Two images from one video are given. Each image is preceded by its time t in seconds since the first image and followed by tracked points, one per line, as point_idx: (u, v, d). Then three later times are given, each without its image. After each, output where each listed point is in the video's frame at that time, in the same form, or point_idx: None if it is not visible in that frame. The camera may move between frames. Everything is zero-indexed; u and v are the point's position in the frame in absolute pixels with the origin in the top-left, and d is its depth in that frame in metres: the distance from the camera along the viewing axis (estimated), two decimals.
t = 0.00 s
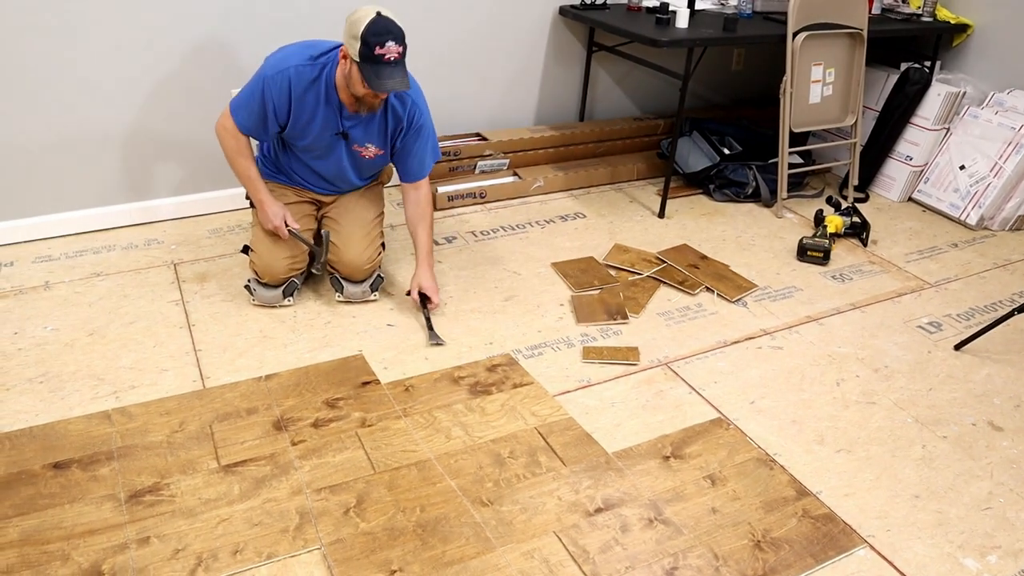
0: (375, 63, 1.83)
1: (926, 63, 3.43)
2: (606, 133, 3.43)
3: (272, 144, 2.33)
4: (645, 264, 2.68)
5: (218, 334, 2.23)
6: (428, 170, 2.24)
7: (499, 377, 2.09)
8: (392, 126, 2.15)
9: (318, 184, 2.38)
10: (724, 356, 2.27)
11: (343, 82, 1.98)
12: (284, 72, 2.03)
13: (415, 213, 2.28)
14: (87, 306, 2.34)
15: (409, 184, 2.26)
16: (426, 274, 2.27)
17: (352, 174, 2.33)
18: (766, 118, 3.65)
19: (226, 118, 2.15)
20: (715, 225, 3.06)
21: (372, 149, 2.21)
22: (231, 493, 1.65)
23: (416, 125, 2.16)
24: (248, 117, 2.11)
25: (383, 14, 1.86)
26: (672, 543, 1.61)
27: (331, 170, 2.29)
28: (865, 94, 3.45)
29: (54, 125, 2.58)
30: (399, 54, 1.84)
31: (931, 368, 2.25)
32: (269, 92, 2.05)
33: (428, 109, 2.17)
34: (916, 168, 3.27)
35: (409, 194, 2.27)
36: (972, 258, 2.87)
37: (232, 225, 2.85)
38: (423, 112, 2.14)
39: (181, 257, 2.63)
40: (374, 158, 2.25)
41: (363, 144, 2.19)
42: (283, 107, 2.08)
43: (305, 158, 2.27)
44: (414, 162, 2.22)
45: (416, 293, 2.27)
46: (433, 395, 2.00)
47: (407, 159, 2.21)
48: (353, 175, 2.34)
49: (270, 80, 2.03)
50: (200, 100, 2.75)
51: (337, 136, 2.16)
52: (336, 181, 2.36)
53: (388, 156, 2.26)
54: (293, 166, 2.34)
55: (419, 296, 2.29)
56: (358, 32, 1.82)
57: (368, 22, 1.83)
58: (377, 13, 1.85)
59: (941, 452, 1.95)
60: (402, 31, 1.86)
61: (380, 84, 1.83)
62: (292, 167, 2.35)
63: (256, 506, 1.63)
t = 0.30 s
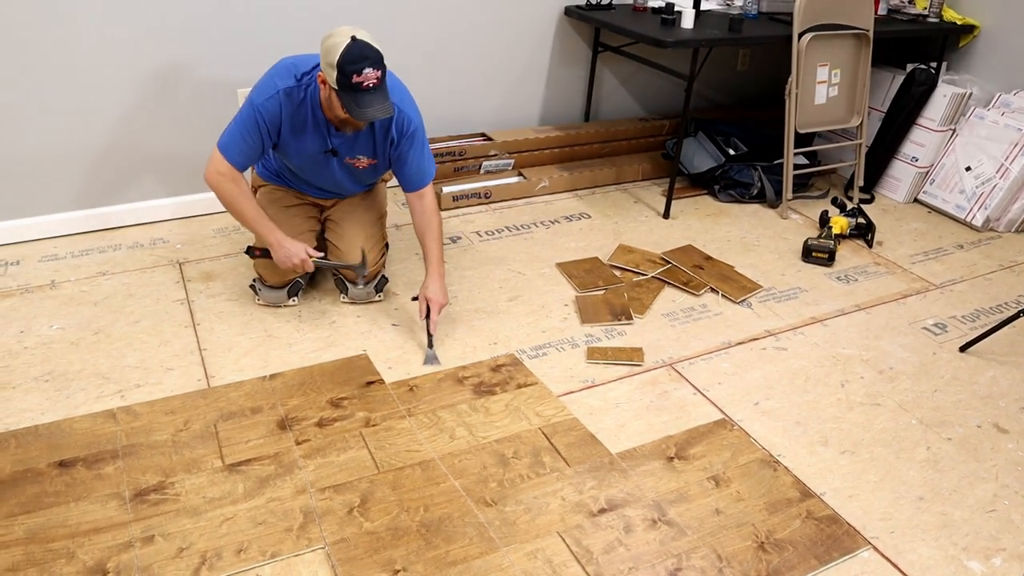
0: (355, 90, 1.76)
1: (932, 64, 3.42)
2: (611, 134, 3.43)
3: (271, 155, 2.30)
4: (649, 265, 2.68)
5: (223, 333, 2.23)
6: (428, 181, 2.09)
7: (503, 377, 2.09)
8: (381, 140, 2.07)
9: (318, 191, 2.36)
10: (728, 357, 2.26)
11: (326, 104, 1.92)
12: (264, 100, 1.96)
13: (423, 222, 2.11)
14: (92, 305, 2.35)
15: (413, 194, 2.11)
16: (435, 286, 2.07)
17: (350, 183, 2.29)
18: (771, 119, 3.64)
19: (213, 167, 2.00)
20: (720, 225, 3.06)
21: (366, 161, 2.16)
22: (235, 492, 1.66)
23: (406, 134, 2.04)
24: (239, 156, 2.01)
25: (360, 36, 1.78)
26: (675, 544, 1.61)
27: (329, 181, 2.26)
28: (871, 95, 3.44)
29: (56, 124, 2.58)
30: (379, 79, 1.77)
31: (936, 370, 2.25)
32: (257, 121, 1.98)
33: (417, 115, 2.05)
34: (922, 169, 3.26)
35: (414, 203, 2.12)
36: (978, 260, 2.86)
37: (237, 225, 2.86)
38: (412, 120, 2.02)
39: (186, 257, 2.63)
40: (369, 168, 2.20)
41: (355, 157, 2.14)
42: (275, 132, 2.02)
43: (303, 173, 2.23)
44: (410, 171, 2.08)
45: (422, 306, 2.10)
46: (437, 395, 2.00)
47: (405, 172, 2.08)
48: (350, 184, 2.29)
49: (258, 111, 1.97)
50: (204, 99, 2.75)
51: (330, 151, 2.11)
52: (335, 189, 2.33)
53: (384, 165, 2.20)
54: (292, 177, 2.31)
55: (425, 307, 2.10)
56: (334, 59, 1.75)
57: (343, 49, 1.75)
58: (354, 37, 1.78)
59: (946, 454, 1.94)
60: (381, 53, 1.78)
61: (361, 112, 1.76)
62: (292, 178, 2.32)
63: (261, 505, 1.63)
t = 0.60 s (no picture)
0: (359, 107, 1.75)
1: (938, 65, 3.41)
2: (616, 134, 3.42)
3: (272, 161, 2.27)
4: (654, 265, 2.68)
5: (228, 333, 2.24)
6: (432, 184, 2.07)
7: (507, 377, 2.09)
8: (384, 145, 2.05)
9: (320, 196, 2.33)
10: (733, 358, 2.26)
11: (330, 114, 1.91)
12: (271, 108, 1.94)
13: (421, 224, 2.06)
14: (97, 304, 2.35)
15: (412, 196, 2.06)
16: (434, 294, 2.04)
17: (353, 188, 2.27)
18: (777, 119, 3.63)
19: (245, 194, 1.97)
20: (725, 226, 3.05)
21: (369, 165, 2.14)
22: (239, 491, 1.66)
23: (408, 138, 2.01)
24: (263, 168, 1.97)
25: (364, 53, 1.78)
26: (679, 544, 1.61)
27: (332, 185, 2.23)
28: (877, 96, 3.43)
29: (59, 123, 2.59)
30: (383, 96, 1.76)
31: (941, 372, 2.24)
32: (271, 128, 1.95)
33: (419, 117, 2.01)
34: (928, 170, 3.25)
35: (413, 204, 2.06)
36: (984, 261, 2.85)
37: (242, 224, 2.86)
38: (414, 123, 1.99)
39: (191, 256, 2.64)
40: (372, 173, 2.18)
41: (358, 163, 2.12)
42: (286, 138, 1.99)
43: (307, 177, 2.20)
44: (410, 174, 2.04)
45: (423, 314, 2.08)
46: (441, 395, 2.00)
47: (406, 175, 2.04)
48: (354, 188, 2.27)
49: (273, 116, 1.94)
50: (209, 99, 2.76)
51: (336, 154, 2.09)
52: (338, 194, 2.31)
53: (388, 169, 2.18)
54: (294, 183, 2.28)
55: (424, 314, 2.08)
56: (339, 78, 1.75)
57: (349, 66, 1.74)
58: (358, 53, 1.77)
59: (950, 456, 1.94)
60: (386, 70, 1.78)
61: (365, 130, 1.76)
62: (293, 185, 2.27)
63: (265, 504, 1.64)
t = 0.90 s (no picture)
0: (374, 113, 1.77)
1: (943, 65, 3.40)
2: (620, 134, 3.42)
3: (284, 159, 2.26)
4: (657, 265, 2.67)
5: (231, 332, 2.24)
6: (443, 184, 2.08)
7: (510, 377, 2.09)
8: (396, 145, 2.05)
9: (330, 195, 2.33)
10: (735, 358, 2.26)
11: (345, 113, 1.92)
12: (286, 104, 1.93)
13: (427, 224, 2.08)
14: (101, 303, 2.36)
15: (422, 196, 2.07)
16: (437, 295, 2.05)
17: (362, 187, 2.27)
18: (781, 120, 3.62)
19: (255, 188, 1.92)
20: (728, 226, 3.05)
21: (379, 166, 2.14)
22: (241, 490, 1.66)
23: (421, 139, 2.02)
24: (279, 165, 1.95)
25: (382, 58, 1.78)
26: (681, 545, 1.61)
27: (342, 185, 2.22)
28: (881, 96, 3.42)
29: (63, 123, 2.59)
30: (398, 103, 1.77)
31: (944, 373, 2.24)
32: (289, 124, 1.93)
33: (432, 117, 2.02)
34: (931, 171, 3.25)
35: (422, 204, 2.07)
36: (988, 262, 2.85)
37: (245, 223, 2.87)
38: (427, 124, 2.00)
39: (195, 255, 2.64)
40: (383, 173, 2.18)
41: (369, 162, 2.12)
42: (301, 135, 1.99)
43: (316, 176, 2.19)
44: (419, 174, 2.04)
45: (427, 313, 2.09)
46: (444, 395, 2.00)
47: (416, 175, 2.05)
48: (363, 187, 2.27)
49: (291, 112, 1.92)
50: (213, 99, 2.76)
51: (348, 153, 2.09)
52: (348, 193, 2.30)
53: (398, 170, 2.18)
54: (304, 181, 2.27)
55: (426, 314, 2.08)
56: (356, 82, 1.76)
57: (367, 72, 1.75)
58: (376, 58, 1.77)
59: (953, 457, 1.93)
60: (402, 76, 1.78)
61: (380, 135, 1.78)
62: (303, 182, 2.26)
63: (267, 503, 1.64)
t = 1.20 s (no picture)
0: (376, 116, 1.76)
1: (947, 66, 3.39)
2: (623, 135, 3.42)
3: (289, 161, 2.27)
4: (659, 267, 2.67)
5: (234, 332, 2.24)
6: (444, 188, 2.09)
7: (512, 378, 2.09)
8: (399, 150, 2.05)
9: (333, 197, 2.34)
10: (737, 360, 2.25)
11: (348, 116, 1.92)
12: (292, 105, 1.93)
13: (431, 228, 2.08)
14: (104, 303, 2.36)
15: (426, 200, 2.07)
16: (441, 297, 2.05)
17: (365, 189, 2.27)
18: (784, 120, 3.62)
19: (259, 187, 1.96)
20: (731, 227, 3.05)
21: (383, 170, 2.14)
22: (243, 490, 1.67)
23: (424, 145, 2.02)
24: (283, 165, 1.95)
25: (386, 62, 1.78)
26: (682, 546, 1.61)
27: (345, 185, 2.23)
28: (884, 97, 3.41)
29: (66, 124, 2.60)
30: (401, 106, 1.77)
31: (947, 375, 2.23)
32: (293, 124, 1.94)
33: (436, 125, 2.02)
34: (935, 172, 3.24)
35: (426, 208, 2.08)
36: (991, 264, 2.84)
37: (248, 224, 2.87)
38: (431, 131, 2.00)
39: (198, 255, 2.65)
40: (386, 177, 2.18)
41: (372, 166, 2.12)
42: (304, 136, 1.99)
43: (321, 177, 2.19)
44: (421, 177, 2.05)
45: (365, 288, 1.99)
46: (446, 395, 2.00)
47: (419, 178, 2.05)
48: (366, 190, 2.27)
49: (296, 113, 1.93)
50: (216, 99, 2.76)
51: (353, 154, 2.09)
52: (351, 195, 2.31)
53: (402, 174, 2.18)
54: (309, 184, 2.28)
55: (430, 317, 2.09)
56: (358, 84, 1.76)
57: (371, 74, 1.75)
58: (380, 61, 1.78)
59: (956, 459, 1.93)
60: (405, 79, 1.78)
61: (381, 138, 1.77)
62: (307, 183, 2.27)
63: (269, 503, 1.64)
